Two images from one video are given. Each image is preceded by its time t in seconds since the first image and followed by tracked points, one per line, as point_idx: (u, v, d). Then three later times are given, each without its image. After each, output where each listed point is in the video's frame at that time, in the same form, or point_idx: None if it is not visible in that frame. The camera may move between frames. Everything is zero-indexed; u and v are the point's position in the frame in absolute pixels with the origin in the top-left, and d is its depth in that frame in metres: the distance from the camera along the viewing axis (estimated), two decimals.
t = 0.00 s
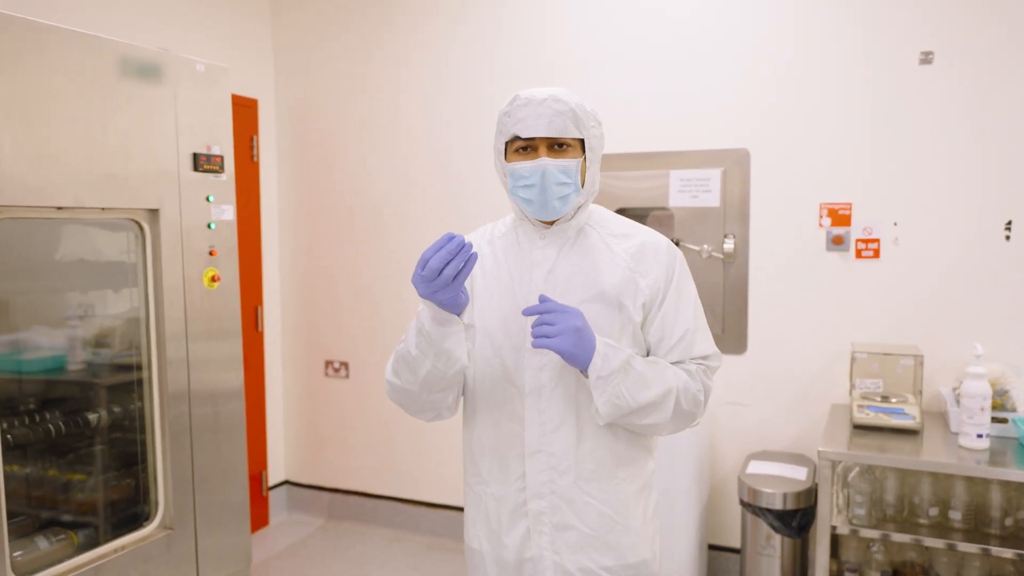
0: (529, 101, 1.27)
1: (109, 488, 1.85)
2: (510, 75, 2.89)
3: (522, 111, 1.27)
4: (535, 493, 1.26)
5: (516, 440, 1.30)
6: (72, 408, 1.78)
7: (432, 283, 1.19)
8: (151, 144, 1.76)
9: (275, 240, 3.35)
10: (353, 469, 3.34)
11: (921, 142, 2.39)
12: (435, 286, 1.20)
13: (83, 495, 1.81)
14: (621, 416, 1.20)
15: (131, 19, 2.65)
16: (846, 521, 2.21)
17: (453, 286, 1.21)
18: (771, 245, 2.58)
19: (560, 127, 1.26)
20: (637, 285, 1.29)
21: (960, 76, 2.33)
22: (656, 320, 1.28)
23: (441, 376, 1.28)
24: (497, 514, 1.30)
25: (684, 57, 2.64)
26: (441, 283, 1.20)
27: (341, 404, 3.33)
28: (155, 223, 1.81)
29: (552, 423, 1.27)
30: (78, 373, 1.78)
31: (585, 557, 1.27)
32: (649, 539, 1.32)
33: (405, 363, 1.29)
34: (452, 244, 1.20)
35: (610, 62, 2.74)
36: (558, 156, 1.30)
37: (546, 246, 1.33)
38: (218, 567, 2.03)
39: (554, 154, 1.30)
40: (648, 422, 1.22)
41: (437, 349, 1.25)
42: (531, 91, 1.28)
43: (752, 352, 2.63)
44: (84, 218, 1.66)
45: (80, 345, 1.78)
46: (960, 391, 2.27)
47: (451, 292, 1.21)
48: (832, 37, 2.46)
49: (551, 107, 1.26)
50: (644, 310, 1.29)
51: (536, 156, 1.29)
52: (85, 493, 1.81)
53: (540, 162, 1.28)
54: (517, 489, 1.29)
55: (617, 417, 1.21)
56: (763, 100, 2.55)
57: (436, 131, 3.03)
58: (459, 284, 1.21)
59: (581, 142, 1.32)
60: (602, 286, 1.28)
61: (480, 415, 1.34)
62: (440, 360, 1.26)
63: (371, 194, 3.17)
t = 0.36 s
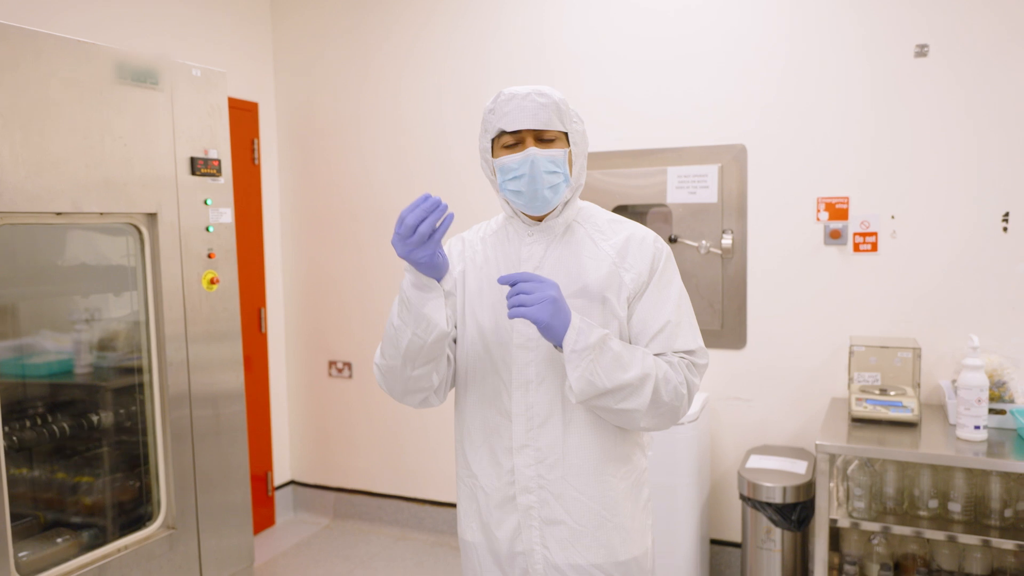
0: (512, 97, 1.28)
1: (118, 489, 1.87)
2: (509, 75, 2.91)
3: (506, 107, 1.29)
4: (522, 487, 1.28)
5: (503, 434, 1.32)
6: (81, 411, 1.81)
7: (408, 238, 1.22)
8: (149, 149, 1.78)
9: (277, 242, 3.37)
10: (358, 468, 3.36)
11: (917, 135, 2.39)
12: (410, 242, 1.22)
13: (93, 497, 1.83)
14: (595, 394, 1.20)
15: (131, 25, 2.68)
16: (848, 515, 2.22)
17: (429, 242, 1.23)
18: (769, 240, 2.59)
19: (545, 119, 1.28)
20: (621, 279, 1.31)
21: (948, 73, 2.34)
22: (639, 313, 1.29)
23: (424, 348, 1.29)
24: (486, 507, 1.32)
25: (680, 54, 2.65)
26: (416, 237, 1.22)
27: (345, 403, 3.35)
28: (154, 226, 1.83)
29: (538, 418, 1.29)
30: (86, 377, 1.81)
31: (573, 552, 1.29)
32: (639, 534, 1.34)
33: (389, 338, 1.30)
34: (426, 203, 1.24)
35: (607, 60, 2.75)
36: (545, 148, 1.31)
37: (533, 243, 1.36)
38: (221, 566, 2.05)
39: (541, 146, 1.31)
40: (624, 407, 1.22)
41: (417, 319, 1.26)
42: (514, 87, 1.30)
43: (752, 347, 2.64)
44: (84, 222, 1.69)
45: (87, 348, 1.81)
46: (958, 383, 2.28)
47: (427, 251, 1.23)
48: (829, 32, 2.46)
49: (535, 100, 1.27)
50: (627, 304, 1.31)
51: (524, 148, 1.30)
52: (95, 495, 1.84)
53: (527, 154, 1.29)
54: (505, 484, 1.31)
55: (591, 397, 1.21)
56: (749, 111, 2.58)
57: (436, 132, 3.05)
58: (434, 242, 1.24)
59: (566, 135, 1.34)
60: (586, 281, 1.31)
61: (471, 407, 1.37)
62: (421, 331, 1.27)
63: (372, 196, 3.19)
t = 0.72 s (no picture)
0: (490, 108, 1.29)
1: (104, 485, 1.88)
2: (502, 76, 2.92)
3: (484, 118, 1.30)
4: (505, 488, 1.30)
5: (487, 437, 1.33)
6: (68, 406, 1.81)
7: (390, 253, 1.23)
8: (137, 145, 1.79)
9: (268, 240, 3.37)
10: (346, 466, 3.37)
11: (903, 142, 2.42)
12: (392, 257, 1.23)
13: (80, 492, 1.84)
14: (580, 407, 1.22)
15: (123, 20, 2.68)
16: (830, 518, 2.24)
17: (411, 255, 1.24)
18: (756, 244, 2.61)
19: (523, 130, 1.29)
20: (604, 285, 1.32)
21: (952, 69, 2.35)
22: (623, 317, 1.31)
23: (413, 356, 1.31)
24: (469, 508, 1.34)
25: (671, 58, 2.67)
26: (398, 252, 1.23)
27: (334, 401, 3.36)
28: (142, 222, 1.84)
29: (521, 420, 1.30)
30: (75, 372, 1.81)
31: (555, 553, 1.30)
32: (620, 534, 1.35)
33: (375, 346, 1.31)
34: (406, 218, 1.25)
35: (599, 63, 2.77)
36: (524, 159, 1.33)
37: (517, 247, 1.37)
38: (204, 562, 2.06)
39: (520, 157, 1.33)
40: (608, 416, 1.24)
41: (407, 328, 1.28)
42: (491, 97, 1.31)
43: (739, 349, 2.65)
44: (71, 217, 1.69)
45: (75, 343, 1.81)
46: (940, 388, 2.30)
47: (411, 263, 1.24)
48: (817, 39, 2.49)
49: (512, 112, 1.29)
50: (611, 309, 1.32)
51: (503, 161, 1.32)
52: (82, 490, 1.84)
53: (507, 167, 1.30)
54: (488, 485, 1.32)
55: (576, 409, 1.23)
56: (750, 109, 2.58)
57: (429, 132, 3.06)
58: (418, 256, 1.24)
59: (546, 143, 1.35)
60: (569, 286, 1.32)
61: (455, 409, 1.38)
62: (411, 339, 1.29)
63: (363, 194, 3.20)
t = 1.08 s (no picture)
0: (487, 105, 1.29)
1: (100, 476, 1.88)
2: (501, 72, 2.93)
3: (480, 115, 1.30)
4: (499, 484, 1.30)
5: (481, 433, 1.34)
6: (64, 396, 1.81)
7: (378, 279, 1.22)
8: (135, 137, 1.79)
9: (266, 233, 3.38)
10: (342, 460, 3.38)
11: (900, 143, 2.42)
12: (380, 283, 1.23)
13: (75, 483, 1.84)
14: (574, 404, 1.22)
15: (122, 12, 2.68)
16: (822, 516, 2.25)
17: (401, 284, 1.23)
18: (753, 243, 2.61)
19: (519, 128, 1.29)
20: (599, 283, 1.32)
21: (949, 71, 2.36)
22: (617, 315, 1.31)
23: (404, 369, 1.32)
24: (464, 504, 1.35)
25: (670, 57, 2.67)
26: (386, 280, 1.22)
27: (331, 395, 3.36)
28: (139, 214, 1.84)
29: (515, 416, 1.31)
30: (71, 362, 1.82)
31: (547, 548, 1.30)
32: (612, 529, 1.36)
33: (369, 355, 1.32)
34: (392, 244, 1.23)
35: (598, 60, 2.78)
36: (520, 156, 1.33)
37: (512, 244, 1.38)
38: (199, 553, 2.07)
39: (515, 155, 1.33)
40: (601, 414, 1.25)
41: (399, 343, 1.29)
42: (489, 94, 1.31)
43: (734, 348, 2.66)
44: (68, 208, 1.70)
45: (72, 334, 1.82)
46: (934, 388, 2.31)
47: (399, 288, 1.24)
48: (816, 39, 2.49)
49: (509, 109, 1.29)
50: (605, 307, 1.32)
51: (499, 158, 1.32)
52: (77, 480, 1.85)
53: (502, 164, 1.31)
54: (483, 480, 1.33)
55: (570, 407, 1.23)
56: (749, 109, 2.59)
57: (428, 128, 3.06)
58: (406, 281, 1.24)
59: (541, 141, 1.35)
60: (564, 284, 1.32)
61: (449, 405, 1.39)
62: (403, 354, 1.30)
63: (362, 189, 3.20)
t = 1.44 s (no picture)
0: (487, 93, 1.30)
1: (100, 469, 1.88)
2: (502, 66, 2.92)
3: (480, 103, 1.31)
4: (492, 475, 1.31)
5: (474, 423, 1.34)
6: (64, 389, 1.81)
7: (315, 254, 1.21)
8: (135, 129, 1.78)
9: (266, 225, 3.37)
10: (341, 454, 3.38)
11: (901, 138, 2.42)
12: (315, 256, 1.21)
13: (75, 476, 1.84)
14: (560, 396, 1.22)
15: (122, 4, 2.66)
16: (821, 512, 2.24)
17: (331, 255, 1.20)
18: (754, 239, 2.61)
19: (515, 118, 1.29)
20: (595, 276, 1.32)
21: (947, 73, 2.36)
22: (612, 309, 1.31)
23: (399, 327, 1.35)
24: (460, 496, 1.35)
25: (672, 52, 2.66)
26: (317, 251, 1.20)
27: (330, 389, 3.36)
28: (139, 207, 1.83)
29: (508, 408, 1.31)
30: (71, 355, 1.82)
31: (541, 543, 1.31)
32: (609, 526, 1.35)
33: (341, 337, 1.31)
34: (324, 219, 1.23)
35: (599, 55, 2.77)
36: (517, 147, 1.33)
37: (511, 236, 1.38)
38: (199, 547, 2.07)
39: (514, 145, 1.33)
40: (591, 407, 1.24)
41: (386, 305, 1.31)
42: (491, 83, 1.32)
43: (734, 343, 2.66)
44: (68, 201, 1.69)
45: (72, 327, 1.81)
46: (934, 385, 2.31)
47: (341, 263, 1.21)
48: (817, 34, 2.48)
49: (508, 99, 1.29)
50: (600, 300, 1.32)
51: (496, 147, 1.33)
52: (77, 473, 1.85)
53: (497, 153, 1.32)
54: (476, 471, 1.33)
55: (556, 399, 1.23)
56: (749, 104, 2.58)
57: (428, 122, 3.05)
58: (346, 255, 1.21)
59: (542, 132, 1.34)
60: (559, 276, 1.32)
61: (444, 394, 1.39)
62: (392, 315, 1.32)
63: (362, 183, 3.20)
